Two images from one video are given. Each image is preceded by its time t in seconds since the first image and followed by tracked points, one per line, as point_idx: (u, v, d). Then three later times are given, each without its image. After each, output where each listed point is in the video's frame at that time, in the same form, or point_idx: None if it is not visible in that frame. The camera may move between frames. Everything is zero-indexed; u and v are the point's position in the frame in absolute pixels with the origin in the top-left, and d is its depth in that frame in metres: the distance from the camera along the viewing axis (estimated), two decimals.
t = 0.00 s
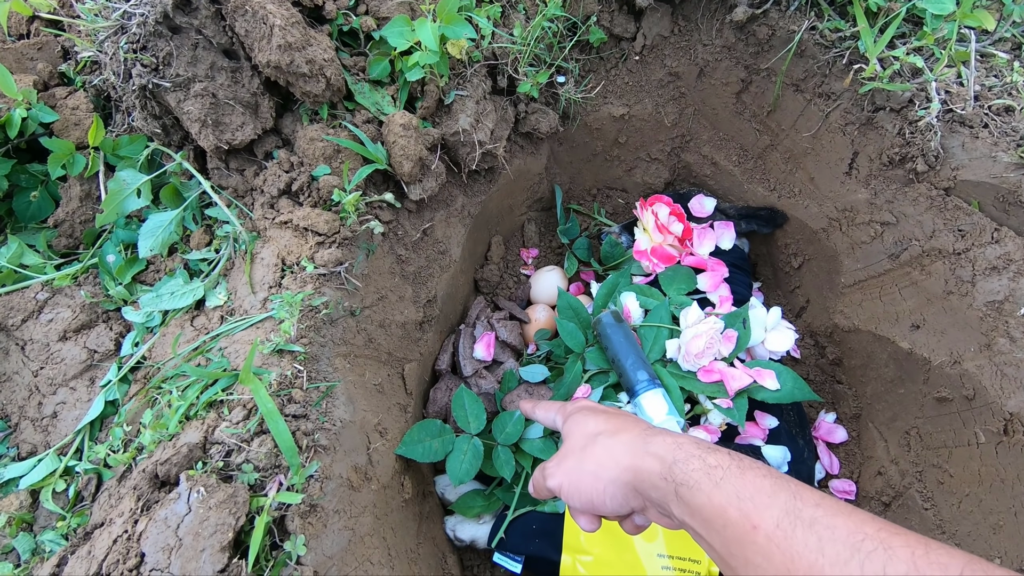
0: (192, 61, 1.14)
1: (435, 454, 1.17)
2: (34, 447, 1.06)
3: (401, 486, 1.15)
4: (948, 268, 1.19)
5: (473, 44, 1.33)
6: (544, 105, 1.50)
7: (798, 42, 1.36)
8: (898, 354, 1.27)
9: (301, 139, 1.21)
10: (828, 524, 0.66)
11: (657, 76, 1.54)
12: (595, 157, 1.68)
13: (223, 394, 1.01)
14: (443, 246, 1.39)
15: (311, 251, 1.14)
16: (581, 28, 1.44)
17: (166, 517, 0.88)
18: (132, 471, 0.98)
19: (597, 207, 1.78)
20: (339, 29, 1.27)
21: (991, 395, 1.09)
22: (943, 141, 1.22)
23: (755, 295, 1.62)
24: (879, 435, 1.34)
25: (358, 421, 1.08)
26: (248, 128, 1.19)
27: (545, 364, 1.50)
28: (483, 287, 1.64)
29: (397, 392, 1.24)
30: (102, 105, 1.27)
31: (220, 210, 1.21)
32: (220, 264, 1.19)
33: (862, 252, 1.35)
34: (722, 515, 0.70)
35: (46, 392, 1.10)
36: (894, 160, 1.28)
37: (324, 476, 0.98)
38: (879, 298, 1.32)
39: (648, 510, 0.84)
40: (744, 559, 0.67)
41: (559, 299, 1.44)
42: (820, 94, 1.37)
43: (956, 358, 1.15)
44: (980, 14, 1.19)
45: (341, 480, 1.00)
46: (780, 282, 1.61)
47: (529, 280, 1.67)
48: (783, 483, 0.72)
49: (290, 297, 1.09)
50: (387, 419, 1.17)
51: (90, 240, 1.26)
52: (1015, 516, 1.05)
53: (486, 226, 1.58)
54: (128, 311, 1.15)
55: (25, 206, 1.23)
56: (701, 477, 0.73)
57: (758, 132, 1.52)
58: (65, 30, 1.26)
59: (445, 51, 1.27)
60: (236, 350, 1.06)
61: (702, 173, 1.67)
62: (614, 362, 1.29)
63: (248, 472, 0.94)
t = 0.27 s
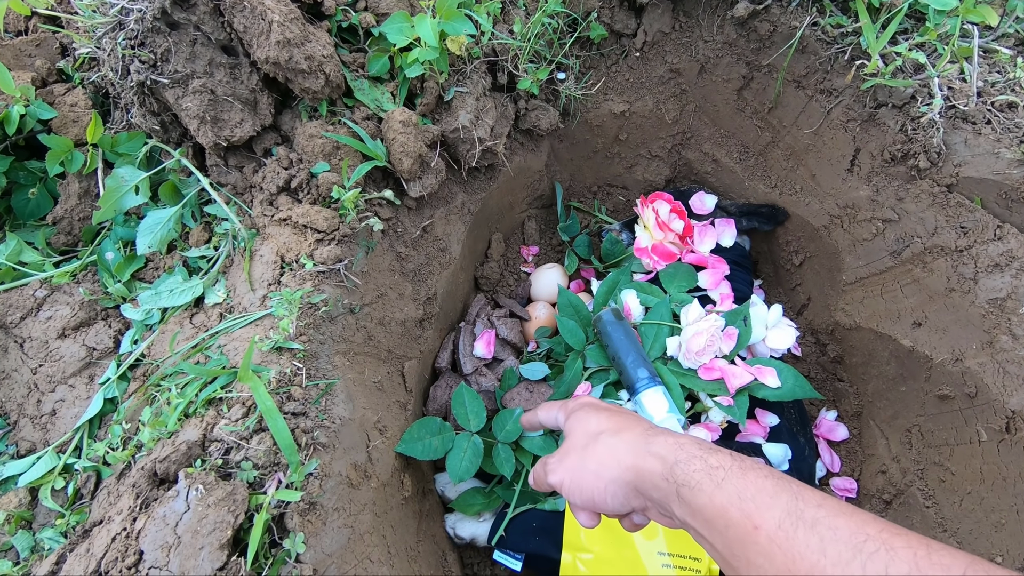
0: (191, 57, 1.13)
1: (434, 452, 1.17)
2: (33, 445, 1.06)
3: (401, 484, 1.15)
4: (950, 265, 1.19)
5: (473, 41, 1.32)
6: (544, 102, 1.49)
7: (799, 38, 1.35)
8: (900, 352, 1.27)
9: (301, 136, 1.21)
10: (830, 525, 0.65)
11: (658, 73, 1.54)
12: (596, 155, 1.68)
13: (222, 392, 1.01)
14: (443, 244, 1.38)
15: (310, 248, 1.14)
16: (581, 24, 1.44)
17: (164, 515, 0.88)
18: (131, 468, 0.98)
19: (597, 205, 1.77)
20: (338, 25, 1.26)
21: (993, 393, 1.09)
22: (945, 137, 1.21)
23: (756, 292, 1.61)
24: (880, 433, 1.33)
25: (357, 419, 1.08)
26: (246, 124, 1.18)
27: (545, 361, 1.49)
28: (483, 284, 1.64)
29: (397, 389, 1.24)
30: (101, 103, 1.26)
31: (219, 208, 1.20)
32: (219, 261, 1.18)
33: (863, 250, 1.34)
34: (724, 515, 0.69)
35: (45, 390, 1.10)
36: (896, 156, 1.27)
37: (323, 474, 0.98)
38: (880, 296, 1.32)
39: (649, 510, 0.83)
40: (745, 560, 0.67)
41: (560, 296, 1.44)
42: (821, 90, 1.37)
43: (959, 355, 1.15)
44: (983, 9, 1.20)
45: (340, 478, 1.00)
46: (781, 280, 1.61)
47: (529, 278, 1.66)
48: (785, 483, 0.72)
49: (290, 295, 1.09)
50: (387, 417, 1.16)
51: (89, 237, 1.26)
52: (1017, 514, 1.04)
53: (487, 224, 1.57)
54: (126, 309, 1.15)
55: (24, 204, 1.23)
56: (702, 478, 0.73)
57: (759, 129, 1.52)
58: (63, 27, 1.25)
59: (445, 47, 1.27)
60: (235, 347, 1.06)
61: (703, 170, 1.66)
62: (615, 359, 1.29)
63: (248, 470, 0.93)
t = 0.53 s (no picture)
0: (192, 54, 1.13)
1: (436, 450, 1.17)
2: (35, 442, 1.06)
3: (403, 482, 1.15)
4: (953, 263, 1.18)
5: (475, 37, 1.32)
6: (546, 99, 1.49)
7: (802, 35, 1.34)
8: (902, 349, 1.27)
9: (302, 133, 1.21)
10: (836, 523, 0.65)
11: (659, 70, 1.54)
12: (597, 152, 1.67)
13: (224, 389, 1.01)
14: (445, 241, 1.38)
15: (312, 246, 1.14)
16: (583, 20, 1.43)
17: (167, 512, 0.88)
18: (133, 465, 0.98)
19: (599, 202, 1.76)
20: (339, 22, 1.26)
21: (996, 390, 1.08)
22: (948, 134, 1.20)
23: (758, 290, 1.61)
24: (882, 430, 1.33)
25: (359, 416, 1.08)
26: (248, 121, 1.18)
27: (547, 359, 1.49)
28: (484, 282, 1.64)
29: (398, 387, 1.24)
30: (102, 100, 1.26)
31: (220, 205, 1.21)
32: (221, 259, 1.18)
33: (865, 247, 1.34)
34: (730, 513, 0.69)
35: (48, 387, 1.10)
36: (899, 153, 1.26)
37: (325, 471, 0.98)
38: (882, 292, 1.31)
39: (654, 508, 0.83)
40: (751, 558, 0.67)
41: (561, 294, 1.44)
42: (824, 87, 1.36)
43: (961, 352, 1.15)
44: (986, 5, 1.19)
45: (342, 475, 1.00)
46: (783, 277, 1.61)
47: (530, 276, 1.66)
48: (791, 481, 0.72)
49: (291, 292, 1.09)
50: (389, 415, 1.17)
51: (91, 235, 1.26)
52: (1019, 511, 1.04)
53: (488, 221, 1.57)
54: (128, 306, 1.15)
55: (26, 201, 1.23)
56: (708, 476, 0.73)
57: (761, 126, 1.51)
58: (63, 24, 1.25)
59: (446, 44, 1.26)
60: (236, 345, 1.06)
61: (704, 168, 1.66)
62: (616, 357, 1.29)
63: (250, 467, 0.93)
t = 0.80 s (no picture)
0: (191, 56, 1.14)
1: (434, 448, 1.18)
2: (37, 440, 1.07)
3: (401, 480, 1.16)
4: (947, 261, 1.19)
5: (472, 38, 1.33)
6: (544, 100, 1.49)
7: (797, 35, 1.35)
8: (897, 347, 1.27)
9: (301, 134, 1.22)
10: (829, 516, 0.66)
11: (657, 70, 1.54)
12: (595, 152, 1.68)
13: (223, 388, 1.01)
14: (443, 241, 1.39)
15: (311, 246, 1.15)
16: (580, 21, 1.44)
17: (167, 509, 0.89)
18: (134, 464, 0.98)
19: (597, 202, 1.77)
20: (338, 24, 1.27)
21: (989, 388, 1.09)
22: (942, 134, 1.21)
23: (755, 289, 1.62)
24: (877, 428, 1.34)
25: (358, 415, 1.09)
26: (247, 122, 1.19)
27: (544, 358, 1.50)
28: (483, 282, 1.64)
29: (397, 386, 1.25)
30: (102, 101, 1.26)
31: (220, 205, 1.21)
32: (220, 259, 1.19)
33: (861, 246, 1.35)
34: (723, 507, 0.70)
35: (49, 386, 1.11)
36: (894, 153, 1.27)
37: (324, 469, 0.98)
38: (878, 291, 1.32)
39: (649, 502, 0.84)
40: (745, 551, 0.68)
41: (559, 293, 1.45)
42: (819, 87, 1.37)
43: (955, 351, 1.15)
44: (980, 6, 1.20)
45: (341, 473, 1.01)
46: (780, 276, 1.61)
47: (529, 275, 1.67)
48: (785, 475, 0.72)
49: (290, 292, 1.09)
50: (387, 413, 1.17)
51: (91, 235, 1.27)
52: (1012, 508, 1.05)
53: (486, 221, 1.58)
54: (128, 306, 1.16)
55: (26, 202, 1.24)
56: (702, 470, 0.74)
57: (758, 126, 1.52)
58: (63, 25, 1.26)
59: (444, 45, 1.27)
60: (236, 344, 1.07)
61: (702, 167, 1.67)
62: (614, 356, 1.30)
63: (249, 465, 0.94)
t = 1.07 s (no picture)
0: (190, 60, 1.15)
1: (432, 448, 1.19)
2: (38, 441, 1.08)
3: (399, 479, 1.17)
4: (939, 262, 1.21)
5: (469, 42, 1.34)
6: (540, 103, 1.51)
7: (791, 39, 1.36)
8: (890, 348, 1.29)
9: (300, 137, 1.23)
10: (829, 515, 0.67)
11: (652, 73, 1.55)
12: (592, 154, 1.69)
13: (222, 388, 1.02)
14: (440, 243, 1.40)
15: (309, 248, 1.16)
16: (576, 25, 1.45)
17: (167, 508, 0.90)
18: (134, 464, 0.99)
19: (594, 204, 1.79)
20: (336, 28, 1.28)
21: (981, 387, 1.10)
22: (934, 136, 1.23)
23: (751, 290, 1.63)
24: (872, 428, 1.35)
25: (356, 415, 1.10)
26: (246, 126, 1.20)
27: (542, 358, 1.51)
28: (480, 283, 1.65)
29: (394, 386, 1.26)
30: (102, 104, 1.28)
31: (219, 208, 1.22)
32: (220, 261, 1.20)
33: (855, 247, 1.36)
34: (724, 506, 0.71)
35: (49, 387, 1.12)
36: (886, 155, 1.29)
37: (322, 468, 0.99)
38: (872, 292, 1.33)
39: (649, 501, 0.85)
40: (745, 550, 0.69)
41: (556, 294, 1.46)
42: (813, 90, 1.39)
43: (948, 351, 1.16)
44: (969, 10, 1.21)
45: (339, 473, 1.02)
46: (776, 278, 1.63)
47: (526, 277, 1.68)
48: (785, 474, 0.73)
49: (289, 293, 1.10)
50: (385, 414, 1.18)
51: (91, 238, 1.28)
52: (1003, 506, 1.06)
53: (484, 223, 1.59)
54: (128, 308, 1.17)
55: (26, 204, 1.25)
56: (702, 469, 0.75)
57: (753, 129, 1.54)
58: (64, 30, 1.27)
59: (442, 50, 1.28)
60: (235, 345, 1.08)
61: (698, 170, 1.68)
62: (610, 357, 1.31)
63: (248, 465, 0.95)
